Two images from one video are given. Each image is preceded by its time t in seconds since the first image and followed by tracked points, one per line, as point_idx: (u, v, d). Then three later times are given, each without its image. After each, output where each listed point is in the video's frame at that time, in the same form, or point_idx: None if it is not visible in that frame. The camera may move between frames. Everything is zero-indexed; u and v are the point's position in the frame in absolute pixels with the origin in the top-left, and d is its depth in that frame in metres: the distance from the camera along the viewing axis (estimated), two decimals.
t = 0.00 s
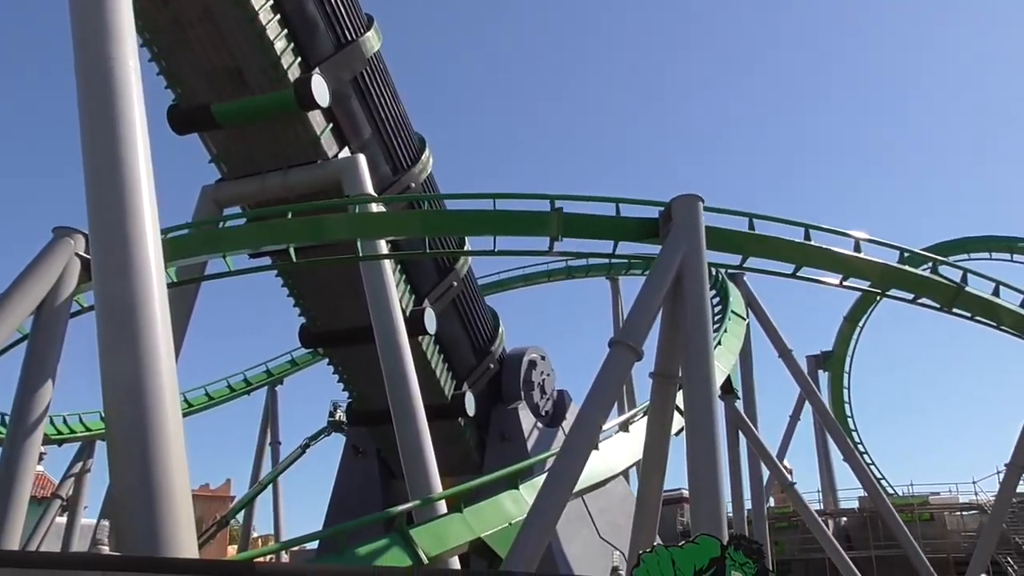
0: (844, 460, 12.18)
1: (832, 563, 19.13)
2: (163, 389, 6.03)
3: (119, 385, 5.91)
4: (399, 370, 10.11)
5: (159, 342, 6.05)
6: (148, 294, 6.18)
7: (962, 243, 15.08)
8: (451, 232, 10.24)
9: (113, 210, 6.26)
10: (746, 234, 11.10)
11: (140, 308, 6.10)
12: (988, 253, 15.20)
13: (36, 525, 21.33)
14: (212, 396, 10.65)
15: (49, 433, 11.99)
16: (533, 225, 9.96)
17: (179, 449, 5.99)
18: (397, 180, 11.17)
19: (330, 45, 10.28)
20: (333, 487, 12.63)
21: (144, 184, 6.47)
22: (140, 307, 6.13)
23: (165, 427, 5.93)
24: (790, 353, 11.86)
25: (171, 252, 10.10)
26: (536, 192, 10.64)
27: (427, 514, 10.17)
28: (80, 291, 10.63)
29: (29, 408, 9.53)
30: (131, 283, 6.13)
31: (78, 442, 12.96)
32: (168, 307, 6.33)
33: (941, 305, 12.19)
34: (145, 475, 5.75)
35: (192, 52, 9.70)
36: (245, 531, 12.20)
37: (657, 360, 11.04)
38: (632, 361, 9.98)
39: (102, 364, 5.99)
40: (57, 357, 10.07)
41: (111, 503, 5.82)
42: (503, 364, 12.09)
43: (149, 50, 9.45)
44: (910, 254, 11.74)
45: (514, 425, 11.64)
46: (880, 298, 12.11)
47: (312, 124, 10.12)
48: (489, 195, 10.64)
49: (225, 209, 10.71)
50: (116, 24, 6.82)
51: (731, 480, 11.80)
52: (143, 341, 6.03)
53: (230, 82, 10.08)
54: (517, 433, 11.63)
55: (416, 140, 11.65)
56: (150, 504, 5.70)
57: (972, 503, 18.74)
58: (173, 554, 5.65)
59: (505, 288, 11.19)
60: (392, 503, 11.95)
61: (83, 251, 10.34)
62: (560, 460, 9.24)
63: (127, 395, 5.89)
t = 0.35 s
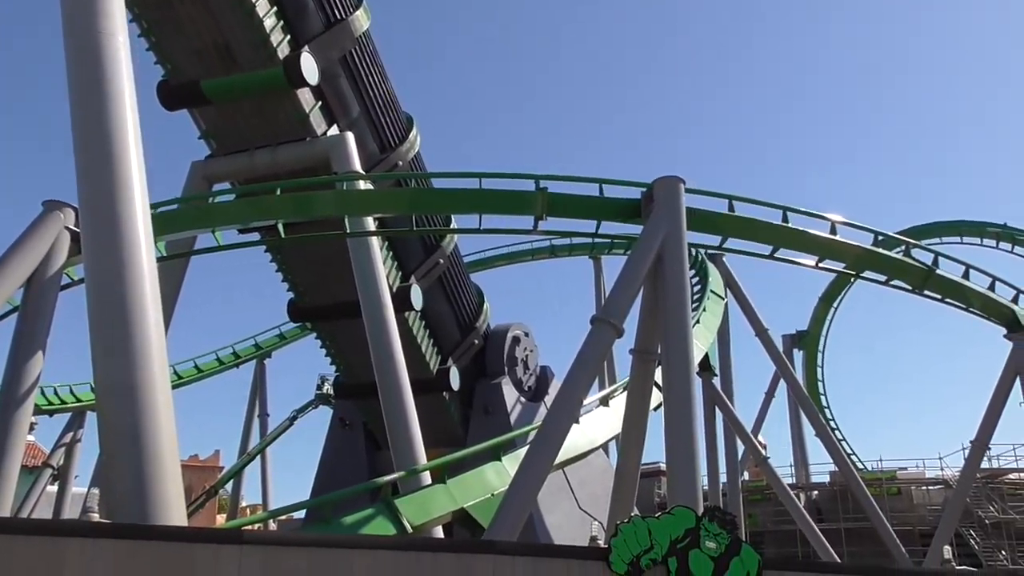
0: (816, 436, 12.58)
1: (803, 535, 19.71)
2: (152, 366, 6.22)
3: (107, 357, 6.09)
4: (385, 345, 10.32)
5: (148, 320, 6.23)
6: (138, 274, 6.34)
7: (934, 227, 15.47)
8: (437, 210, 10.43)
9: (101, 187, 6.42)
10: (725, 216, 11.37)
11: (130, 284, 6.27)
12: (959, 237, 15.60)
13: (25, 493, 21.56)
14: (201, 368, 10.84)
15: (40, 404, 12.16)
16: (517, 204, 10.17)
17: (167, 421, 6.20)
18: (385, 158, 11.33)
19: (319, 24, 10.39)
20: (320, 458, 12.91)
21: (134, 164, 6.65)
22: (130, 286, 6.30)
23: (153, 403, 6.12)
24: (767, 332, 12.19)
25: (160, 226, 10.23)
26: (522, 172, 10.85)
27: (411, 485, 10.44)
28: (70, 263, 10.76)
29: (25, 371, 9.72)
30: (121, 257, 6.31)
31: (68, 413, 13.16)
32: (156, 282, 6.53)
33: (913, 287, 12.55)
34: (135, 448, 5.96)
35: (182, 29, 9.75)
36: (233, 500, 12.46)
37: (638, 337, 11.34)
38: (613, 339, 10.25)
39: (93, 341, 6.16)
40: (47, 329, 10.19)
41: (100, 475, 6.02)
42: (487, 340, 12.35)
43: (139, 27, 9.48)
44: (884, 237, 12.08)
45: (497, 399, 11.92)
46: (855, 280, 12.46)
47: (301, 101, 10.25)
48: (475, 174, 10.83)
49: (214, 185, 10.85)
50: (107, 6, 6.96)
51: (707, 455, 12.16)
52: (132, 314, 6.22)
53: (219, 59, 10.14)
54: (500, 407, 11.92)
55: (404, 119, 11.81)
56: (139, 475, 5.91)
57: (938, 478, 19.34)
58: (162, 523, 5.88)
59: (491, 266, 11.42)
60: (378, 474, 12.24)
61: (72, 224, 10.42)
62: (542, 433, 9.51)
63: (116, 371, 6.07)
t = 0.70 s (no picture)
0: (792, 412, 12.93)
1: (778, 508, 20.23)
2: (142, 341, 6.38)
3: (97, 333, 6.25)
4: (372, 322, 10.50)
5: (137, 296, 6.37)
6: (128, 251, 6.49)
7: (911, 209, 15.79)
8: (425, 189, 10.56)
9: (92, 166, 6.52)
10: (707, 196, 11.59)
11: (119, 261, 6.41)
12: (934, 218, 15.91)
13: (14, 464, 21.73)
14: (191, 343, 10.99)
15: (30, 378, 12.28)
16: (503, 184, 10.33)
17: (156, 397, 6.36)
18: (372, 137, 11.46)
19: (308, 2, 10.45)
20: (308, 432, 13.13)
21: (123, 143, 6.75)
22: (119, 262, 6.43)
23: (144, 376, 6.29)
24: (746, 311, 12.48)
25: (149, 202, 10.32)
26: (508, 152, 11.00)
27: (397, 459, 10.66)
28: (59, 239, 10.84)
29: (11, 351, 9.76)
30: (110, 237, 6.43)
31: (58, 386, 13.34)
32: (146, 261, 6.66)
33: (889, 267, 12.86)
34: (126, 420, 6.12)
35: (170, 7, 9.75)
36: (222, 473, 12.68)
37: (621, 315, 11.58)
38: (596, 317, 10.47)
39: (83, 317, 6.30)
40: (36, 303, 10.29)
41: (91, 448, 6.20)
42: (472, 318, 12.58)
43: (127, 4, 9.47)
44: (861, 219, 12.36)
45: (483, 375, 12.17)
46: (833, 261, 12.75)
47: (289, 80, 10.33)
48: (462, 154, 10.97)
49: (203, 162, 10.93)
50: None
51: (686, 430, 12.48)
52: (121, 293, 6.35)
53: (207, 36, 10.15)
54: (485, 383, 12.17)
55: (391, 98, 11.93)
56: (130, 447, 6.08)
57: (909, 453, 19.88)
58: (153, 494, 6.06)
59: (477, 245, 11.60)
60: (365, 448, 12.48)
61: (60, 199, 10.49)
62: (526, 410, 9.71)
63: (107, 346, 6.21)
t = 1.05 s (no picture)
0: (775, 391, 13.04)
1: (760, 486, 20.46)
2: (124, 319, 6.34)
3: (79, 313, 6.20)
4: (357, 301, 10.48)
5: (119, 274, 6.32)
6: (109, 228, 6.43)
7: (893, 189, 15.86)
8: (409, 168, 10.51)
9: (71, 144, 6.44)
10: (692, 176, 11.61)
11: (100, 238, 6.36)
12: (916, 198, 16.01)
13: None
14: (175, 323, 10.93)
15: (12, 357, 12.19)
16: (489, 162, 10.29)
17: (139, 376, 6.33)
18: (357, 115, 11.38)
19: None
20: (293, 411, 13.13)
21: (102, 119, 6.66)
22: (100, 239, 6.37)
23: (126, 355, 6.26)
24: (730, 290, 12.55)
25: (131, 180, 10.21)
26: (493, 131, 10.96)
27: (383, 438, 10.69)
28: (39, 217, 10.71)
29: None
30: (91, 216, 6.36)
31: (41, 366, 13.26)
32: (128, 240, 6.60)
33: (871, 247, 12.95)
34: (108, 399, 6.09)
35: None
36: (208, 452, 12.67)
37: (606, 295, 11.61)
38: (580, 296, 10.49)
39: (64, 295, 6.24)
40: (16, 283, 10.19)
41: (74, 428, 6.17)
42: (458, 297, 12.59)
43: None
44: (845, 198, 12.42)
45: (468, 354, 12.19)
46: (816, 240, 12.82)
47: (272, 57, 10.22)
48: (447, 132, 10.92)
49: (185, 140, 10.82)
50: None
51: (670, 408, 12.58)
52: (103, 272, 6.30)
53: (189, 11, 10.01)
54: (470, 362, 12.19)
55: (376, 76, 11.84)
56: (113, 426, 6.06)
57: (889, 431, 20.13)
58: (136, 472, 6.05)
59: (462, 225, 11.58)
60: (350, 426, 12.50)
61: (39, 177, 10.35)
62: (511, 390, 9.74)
63: (89, 325, 6.18)
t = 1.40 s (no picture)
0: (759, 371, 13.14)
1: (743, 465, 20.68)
2: (107, 295, 6.28)
3: (61, 288, 6.14)
4: (343, 279, 10.44)
5: (102, 249, 6.26)
6: (91, 203, 6.36)
7: (880, 171, 15.91)
8: (396, 146, 10.44)
9: (52, 118, 6.35)
10: (680, 156, 11.59)
11: (82, 214, 6.29)
12: (902, 180, 16.06)
13: None
14: (159, 300, 10.86)
15: None
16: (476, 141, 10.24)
17: (123, 352, 6.29)
18: (343, 91, 11.28)
19: None
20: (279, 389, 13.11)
21: (84, 92, 6.57)
22: (83, 214, 6.30)
23: (109, 331, 6.21)
24: (716, 271, 12.60)
25: (114, 155, 10.09)
26: (480, 108, 10.89)
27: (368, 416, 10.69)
28: (20, 192, 10.58)
29: None
30: (73, 190, 6.29)
31: (23, 342, 13.16)
32: (111, 214, 6.54)
33: (856, 229, 13.02)
34: (90, 375, 6.05)
35: None
36: (192, 429, 12.65)
37: (592, 275, 11.62)
38: (567, 276, 10.49)
39: (46, 270, 6.18)
40: None
41: (56, 404, 6.13)
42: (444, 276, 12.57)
43: None
44: (831, 180, 12.45)
45: (454, 333, 12.20)
46: (802, 222, 12.87)
47: (257, 31, 10.10)
48: (434, 110, 10.84)
49: (169, 115, 10.70)
50: None
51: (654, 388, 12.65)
52: (86, 248, 6.24)
53: None
54: (457, 341, 12.20)
55: (363, 51, 11.73)
56: (96, 402, 6.02)
57: (871, 412, 20.35)
58: (119, 449, 6.03)
59: (449, 203, 11.54)
60: (336, 405, 12.50)
61: (20, 151, 10.20)
62: (497, 369, 9.75)
63: (71, 301, 6.12)
